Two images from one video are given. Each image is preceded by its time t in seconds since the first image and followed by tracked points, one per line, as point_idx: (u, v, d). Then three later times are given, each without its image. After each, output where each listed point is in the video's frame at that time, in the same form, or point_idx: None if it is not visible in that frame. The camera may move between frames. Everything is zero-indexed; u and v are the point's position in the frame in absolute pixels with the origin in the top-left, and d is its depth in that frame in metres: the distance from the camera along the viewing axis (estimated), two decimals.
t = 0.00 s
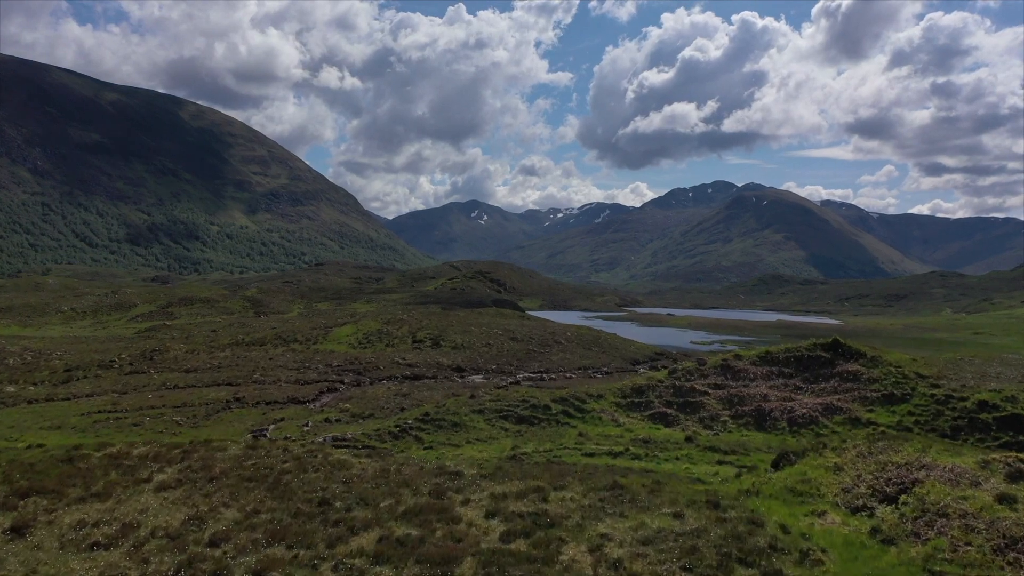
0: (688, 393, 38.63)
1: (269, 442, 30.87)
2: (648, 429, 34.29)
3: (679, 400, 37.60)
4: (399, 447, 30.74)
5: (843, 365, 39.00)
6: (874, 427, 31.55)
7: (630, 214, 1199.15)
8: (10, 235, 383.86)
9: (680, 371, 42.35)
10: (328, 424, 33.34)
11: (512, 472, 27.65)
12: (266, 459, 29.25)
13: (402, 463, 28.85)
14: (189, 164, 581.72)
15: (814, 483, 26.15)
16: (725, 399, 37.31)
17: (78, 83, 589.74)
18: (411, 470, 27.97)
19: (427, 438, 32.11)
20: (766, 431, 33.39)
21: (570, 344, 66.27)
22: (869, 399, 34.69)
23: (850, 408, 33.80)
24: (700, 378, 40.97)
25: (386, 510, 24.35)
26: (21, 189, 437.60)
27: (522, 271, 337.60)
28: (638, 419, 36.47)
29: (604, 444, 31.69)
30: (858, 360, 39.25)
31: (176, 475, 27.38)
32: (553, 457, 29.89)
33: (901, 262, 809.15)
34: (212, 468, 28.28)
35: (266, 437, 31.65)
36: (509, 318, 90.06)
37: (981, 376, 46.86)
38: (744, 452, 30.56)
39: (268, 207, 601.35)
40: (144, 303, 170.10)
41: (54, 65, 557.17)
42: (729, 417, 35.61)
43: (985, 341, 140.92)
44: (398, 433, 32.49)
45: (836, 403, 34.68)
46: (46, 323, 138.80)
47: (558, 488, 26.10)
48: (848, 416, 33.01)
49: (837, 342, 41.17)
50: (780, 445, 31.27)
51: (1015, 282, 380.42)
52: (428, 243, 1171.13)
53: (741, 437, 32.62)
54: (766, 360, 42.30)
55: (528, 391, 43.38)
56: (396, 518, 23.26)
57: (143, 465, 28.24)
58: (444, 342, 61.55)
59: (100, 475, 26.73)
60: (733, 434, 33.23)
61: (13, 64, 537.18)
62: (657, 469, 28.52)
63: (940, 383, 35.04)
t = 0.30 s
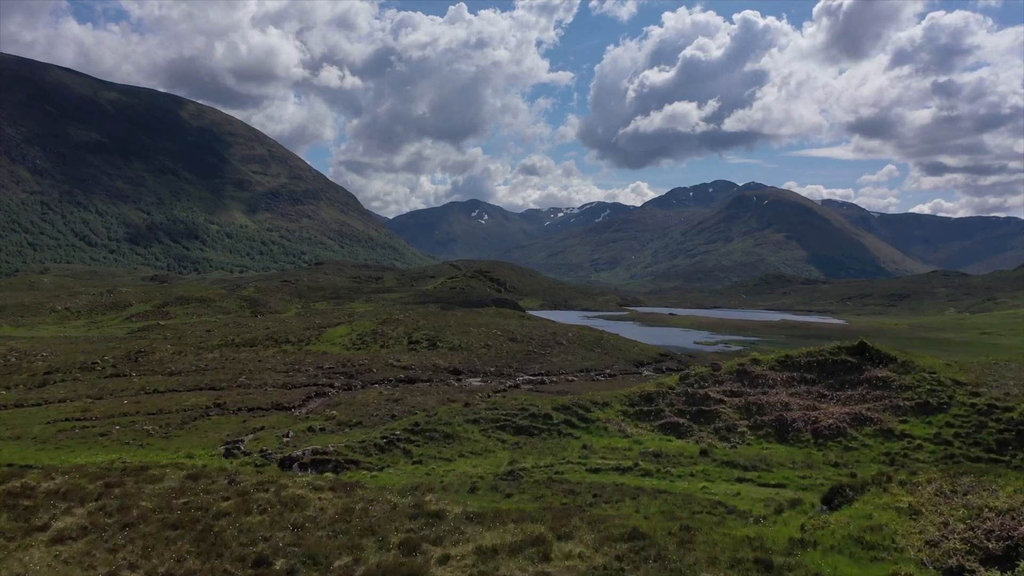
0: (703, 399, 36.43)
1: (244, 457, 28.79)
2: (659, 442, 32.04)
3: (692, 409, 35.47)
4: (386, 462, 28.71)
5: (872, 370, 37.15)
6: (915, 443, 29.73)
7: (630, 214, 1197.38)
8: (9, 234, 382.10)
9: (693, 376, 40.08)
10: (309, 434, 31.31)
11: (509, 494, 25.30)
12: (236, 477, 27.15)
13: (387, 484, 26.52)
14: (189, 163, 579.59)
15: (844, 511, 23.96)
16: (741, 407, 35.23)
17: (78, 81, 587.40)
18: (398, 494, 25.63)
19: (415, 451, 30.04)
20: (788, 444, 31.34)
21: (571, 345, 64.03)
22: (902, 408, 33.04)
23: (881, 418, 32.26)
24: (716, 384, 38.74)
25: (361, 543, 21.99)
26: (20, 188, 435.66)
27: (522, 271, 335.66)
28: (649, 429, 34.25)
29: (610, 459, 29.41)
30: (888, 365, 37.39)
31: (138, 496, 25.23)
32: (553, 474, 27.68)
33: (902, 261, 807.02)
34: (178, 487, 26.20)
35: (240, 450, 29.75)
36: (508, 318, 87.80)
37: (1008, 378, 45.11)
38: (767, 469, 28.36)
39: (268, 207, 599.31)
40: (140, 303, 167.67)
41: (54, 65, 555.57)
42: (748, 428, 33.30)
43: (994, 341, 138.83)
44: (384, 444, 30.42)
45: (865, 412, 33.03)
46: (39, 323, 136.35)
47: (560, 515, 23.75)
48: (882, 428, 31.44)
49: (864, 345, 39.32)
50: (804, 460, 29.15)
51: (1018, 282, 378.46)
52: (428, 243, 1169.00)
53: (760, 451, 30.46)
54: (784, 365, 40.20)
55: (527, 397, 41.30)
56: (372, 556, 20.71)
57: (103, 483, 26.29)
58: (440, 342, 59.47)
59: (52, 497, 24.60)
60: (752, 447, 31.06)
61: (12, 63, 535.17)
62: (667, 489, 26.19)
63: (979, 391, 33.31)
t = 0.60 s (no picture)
0: (726, 408, 34.10)
1: (214, 473, 26.57)
2: (675, 456, 29.67)
3: (710, 420, 33.15)
4: (373, 479, 26.45)
5: (909, 378, 35.13)
6: (965, 461, 27.74)
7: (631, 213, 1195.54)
8: (8, 232, 380.39)
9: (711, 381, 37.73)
10: (289, 446, 29.09)
11: (507, 521, 22.78)
12: (201, 495, 24.85)
13: (370, 505, 24.07)
14: (189, 161, 577.28)
15: (876, 542, 21.59)
16: (765, 418, 32.96)
17: (77, 80, 585.02)
18: (381, 517, 23.14)
19: (403, 467, 27.76)
20: (817, 460, 29.17)
21: (574, 346, 61.69)
22: (945, 420, 31.05)
23: (923, 432, 30.16)
24: (737, 392, 36.34)
25: None
26: (19, 187, 434.01)
27: (523, 270, 334.13)
28: (663, 442, 31.89)
29: (622, 475, 27.20)
30: (927, 371, 35.31)
31: (89, 514, 22.97)
32: (554, 495, 25.34)
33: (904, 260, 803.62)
34: (132, 505, 23.86)
35: (209, 466, 27.44)
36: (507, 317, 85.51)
37: None
38: (797, 490, 26.07)
39: (269, 205, 597.57)
40: (135, 302, 165.50)
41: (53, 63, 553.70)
42: (773, 441, 31.13)
43: (1001, 340, 137.38)
44: (369, 459, 28.08)
45: (905, 425, 30.94)
46: (31, 321, 134.25)
47: (565, 547, 21.24)
48: (924, 443, 29.36)
49: (899, 349, 37.19)
50: (838, 479, 26.98)
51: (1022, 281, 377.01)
52: (429, 242, 1167.55)
53: (788, 468, 28.21)
54: (810, 369, 37.88)
55: (529, 404, 39.03)
56: None
57: (50, 498, 24.06)
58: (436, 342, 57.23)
59: None
60: (778, 463, 28.92)
61: (11, 61, 532.88)
62: (685, 514, 23.74)
63: None
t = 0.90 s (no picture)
0: (754, 419, 31.37)
1: (173, 497, 24.18)
2: (695, 478, 27.03)
3: (735, 434, 30.51)
4: (353, 505, 23.96)
5: (959, 388, 32.55)
6: None
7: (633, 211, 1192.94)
8: (7, 231, 378.63)
9: (735, 386, 35.13)
10: (260, 465, 26.78)
11: (502, 564, 19.89)
12: (149, 524, 22.33)
13: (342, 541, 21.25)
14: (189, 159, 575.26)
15: None
16: (796, 433, 30.29)
17: (77, 78, 583.41)
18: (354, 556, 20.35)
19: (386, 490, 25.25)
20: (860, 484, 26.50)
21: (577, 346, 59.21)
22: (1002, 437, 28.51)
23: (979, 450, 27.52)
24: (765, 402, 33.69)
25: None
26: (19, 185, 431.93)
27: (523, 268, 332.53)
28: (680, 460, 29.33)
29: (637, 503, 24.54)
30: (980, 380, 32.82)
31: (24, 547, 20.63)
32: (558, 527, 22.72)
33: (906, 258, 799.35)
34: (74, 536, 21.50)
35: (162, 488, 24.98)
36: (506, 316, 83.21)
37: None
38: (838, 520, 23.42)
39: (269, 204, 595.30)
40: (130, 300, 163.10)
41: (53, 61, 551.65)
42: (807, 459, 28.53)
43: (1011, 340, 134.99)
44: (347, 481, 25.58)
45: (959, 442, 28.27)
46: (22, 320, 132.06)
47: None
48: (981, 462, 26.74)
49: (948, 353, 34.69)
50: (887, 506, 24.29)
51: None
52: (429, 240, 1165.00)
53: (826, 493, 25.55)
54: (844, 377, 35.23)
55: (530, 413, 36.61)
56: None
57: None
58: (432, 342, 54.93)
59: None
60: (815, 486, 26.27)
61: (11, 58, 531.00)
62: (710, 553, 20.95)
63: None
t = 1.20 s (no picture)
0: (794, 437, 26.78)
1: (108, 534, 21.40)
2: (724, 510, 22.84)
3: (770, 455, 25.88)
4: (316, 545, 20.81)
5: None
6: None
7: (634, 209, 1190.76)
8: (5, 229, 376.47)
9: (767, 397, 30.63)
10: (219, 489, 24.22)
11: None
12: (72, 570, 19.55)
13: None
14: (189, 157, 572.90)
15: None
16: (842, 455, 25.42)
17: (76, 76, 581.12)
18: None
19: (356, 526, 21.99)
20: (930, 521, 21.61)
21: (580, 347, 56.44)
22: None
23: None
24: (805, 418, 28.90)
25: None
26: (18, 183, 429.79)
27: (523, 266, 329.51)
28: (704, 487, 24.82)
29: (654, 549, 19.96)
30: None
31: None
32: None
33: (907, 256, 796.61)
34: None
35: (97, 522, 22.19)
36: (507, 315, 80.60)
37: None
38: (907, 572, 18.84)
39: (269, 202, 592.78)
40: (124, 299, 160.19)
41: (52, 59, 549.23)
42: (861, 489, 23.73)
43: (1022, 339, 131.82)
44: (311, 514, 22.51)
45: None
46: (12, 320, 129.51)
47: None
48: None
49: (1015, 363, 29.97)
50: (973, 553, 19.46)
51: None
52: (430, 238, 1163.13)
53: (885, 531, 20.88)
54: (894, 389, 30.39)
55: (527, 425, 33.74)
56: None
57: None
58: (427, 343, 52.13)
59: None
60: (871, 523, 21.58)
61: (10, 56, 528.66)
62: None
63: None
